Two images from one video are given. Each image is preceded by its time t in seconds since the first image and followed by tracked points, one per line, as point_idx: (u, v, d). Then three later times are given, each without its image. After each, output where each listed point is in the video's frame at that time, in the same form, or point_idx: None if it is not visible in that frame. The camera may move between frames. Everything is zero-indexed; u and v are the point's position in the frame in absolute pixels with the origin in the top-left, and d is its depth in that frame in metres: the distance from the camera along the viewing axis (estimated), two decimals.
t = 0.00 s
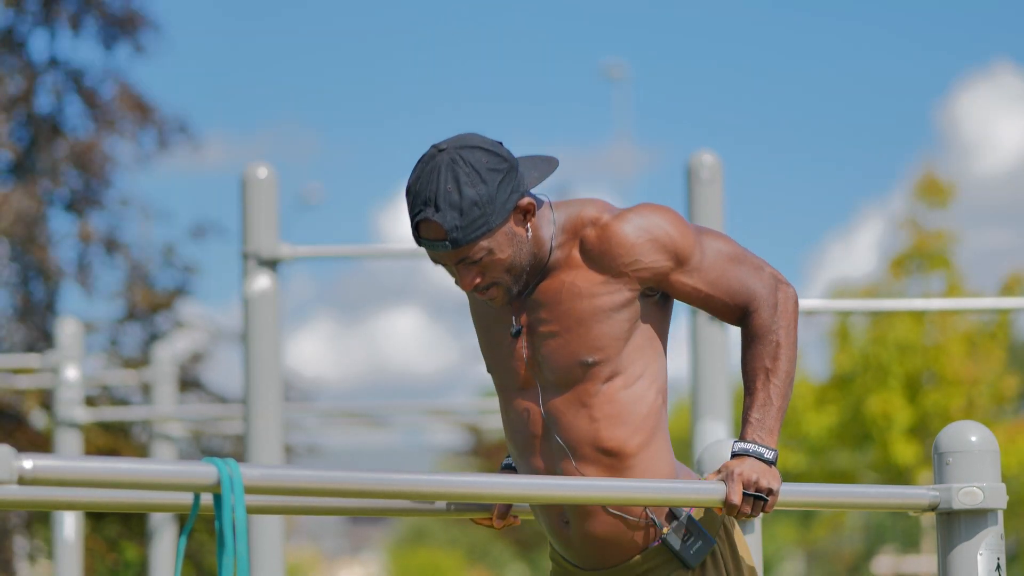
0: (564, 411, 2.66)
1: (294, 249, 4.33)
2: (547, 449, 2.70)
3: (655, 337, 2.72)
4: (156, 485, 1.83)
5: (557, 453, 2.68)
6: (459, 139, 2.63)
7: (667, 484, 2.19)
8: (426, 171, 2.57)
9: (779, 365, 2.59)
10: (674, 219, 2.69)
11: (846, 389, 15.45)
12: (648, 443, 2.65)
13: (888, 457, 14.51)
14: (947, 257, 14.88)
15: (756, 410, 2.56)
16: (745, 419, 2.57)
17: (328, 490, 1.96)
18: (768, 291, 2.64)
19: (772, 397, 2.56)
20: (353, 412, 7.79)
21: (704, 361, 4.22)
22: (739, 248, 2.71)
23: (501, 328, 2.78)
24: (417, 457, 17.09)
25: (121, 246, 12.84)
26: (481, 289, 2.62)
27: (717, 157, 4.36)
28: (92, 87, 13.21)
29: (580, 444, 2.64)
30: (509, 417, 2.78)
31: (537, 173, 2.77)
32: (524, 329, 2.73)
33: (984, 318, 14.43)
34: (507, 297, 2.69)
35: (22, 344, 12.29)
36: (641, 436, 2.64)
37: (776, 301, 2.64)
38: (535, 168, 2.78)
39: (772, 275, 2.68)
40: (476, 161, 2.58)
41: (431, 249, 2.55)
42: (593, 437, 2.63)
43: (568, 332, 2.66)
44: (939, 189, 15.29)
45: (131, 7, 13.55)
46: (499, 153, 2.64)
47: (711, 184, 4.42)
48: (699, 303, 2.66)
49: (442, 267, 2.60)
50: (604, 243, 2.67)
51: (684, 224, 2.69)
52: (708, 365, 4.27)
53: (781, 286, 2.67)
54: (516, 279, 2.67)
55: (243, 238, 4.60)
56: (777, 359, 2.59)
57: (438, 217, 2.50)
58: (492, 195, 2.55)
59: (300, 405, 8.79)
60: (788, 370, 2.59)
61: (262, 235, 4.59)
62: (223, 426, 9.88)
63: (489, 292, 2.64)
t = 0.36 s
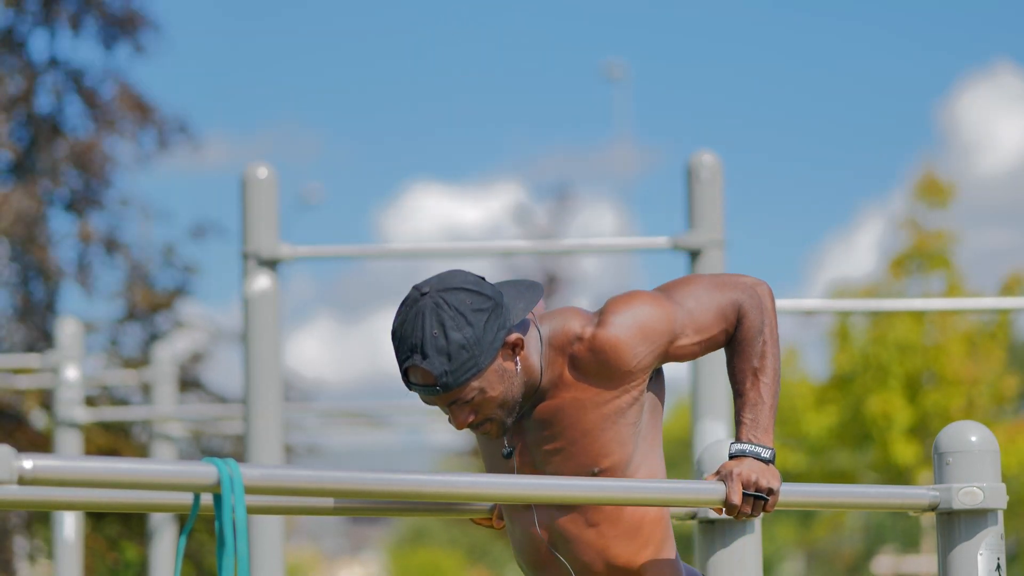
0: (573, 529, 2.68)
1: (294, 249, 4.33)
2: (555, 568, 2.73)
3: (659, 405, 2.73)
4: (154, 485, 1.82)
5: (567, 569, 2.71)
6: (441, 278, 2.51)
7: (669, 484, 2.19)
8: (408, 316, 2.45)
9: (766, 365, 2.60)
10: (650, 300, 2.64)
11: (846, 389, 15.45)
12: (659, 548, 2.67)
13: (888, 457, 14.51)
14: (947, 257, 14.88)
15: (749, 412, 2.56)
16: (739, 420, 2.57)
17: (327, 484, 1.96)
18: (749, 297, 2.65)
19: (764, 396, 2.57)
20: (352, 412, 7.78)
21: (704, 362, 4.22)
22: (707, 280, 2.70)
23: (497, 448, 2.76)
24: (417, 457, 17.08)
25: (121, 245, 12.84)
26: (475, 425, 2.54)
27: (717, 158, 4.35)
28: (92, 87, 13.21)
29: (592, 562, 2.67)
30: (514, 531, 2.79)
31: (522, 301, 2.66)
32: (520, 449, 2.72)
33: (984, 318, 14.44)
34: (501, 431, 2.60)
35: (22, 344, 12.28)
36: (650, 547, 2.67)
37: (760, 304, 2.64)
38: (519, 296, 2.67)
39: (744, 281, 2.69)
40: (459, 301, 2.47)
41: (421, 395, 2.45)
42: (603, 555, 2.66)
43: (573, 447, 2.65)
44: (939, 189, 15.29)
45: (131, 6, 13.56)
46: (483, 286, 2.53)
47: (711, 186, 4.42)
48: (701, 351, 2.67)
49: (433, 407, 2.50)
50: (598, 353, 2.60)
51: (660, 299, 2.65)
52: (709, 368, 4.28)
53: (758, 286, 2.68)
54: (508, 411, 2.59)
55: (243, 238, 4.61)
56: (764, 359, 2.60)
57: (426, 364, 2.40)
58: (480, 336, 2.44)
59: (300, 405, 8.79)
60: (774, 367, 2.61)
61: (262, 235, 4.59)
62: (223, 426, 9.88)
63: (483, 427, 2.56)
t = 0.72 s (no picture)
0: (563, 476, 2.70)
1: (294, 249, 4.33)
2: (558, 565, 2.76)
3: (653, 378, 2.76)
4: (155, 485, 1.82)
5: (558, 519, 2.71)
6: (451, 216, 2.60)
7: (669, 484, 2.19)
8: (416, 251, 2.52)
9: (772, 368, 2.59)
10: (657, 267, 2.67)
11: (846, 389, 15.44)
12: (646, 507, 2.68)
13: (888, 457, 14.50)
14: (946, 257, 14.88)
15: (752, 411, 2.56)
16: (742, 420, 2.57)
17: (327, 485, 1.96)
18: (763, 295, 2.63)
19: (769, 398, 2.56)
20: (352, 412, 7.78)
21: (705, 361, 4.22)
22: (721, 266, 2.70)
23: (497, 395, 2.79)
24: (417, 458, 17.09)
25: (121, 245, 12.84)
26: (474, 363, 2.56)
27: (717, 158, 4.36)
28: (92, 87, 13.20)
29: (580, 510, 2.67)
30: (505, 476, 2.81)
31: (528, 253, 2.72)
32: (519, 400, 2.74)
33: (984, 318, 14.44)
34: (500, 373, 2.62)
35: (22, 344, 12.28)
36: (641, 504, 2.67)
37: (773, 303, 2.63)
38: (525, 247, 2.74)
39: (762, 278, 2.67)
40: (467, 237, 2.54)
41: (423, 324, 2.49)
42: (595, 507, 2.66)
43: (566, 400, 2.67)
44: (939, 189, 15.28)
45: (131, 7, 13.56)
46: (491, 229, 2.60)
47: (712, 185, 4.42)
48: (702, 331, 2.66)
49: (434, 342, 2.55)
50: (595, 308, 2.64)
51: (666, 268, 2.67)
52: (709, 368, 4.28)
53: (774, 287, 2.66)
54: (510, 352, 2.62)
55: (244, 237, 4.61)
56: (772, 360, 2.59)
57: (430, 292, 2.45)
58: (485, 270, 2.50)
59: (301, 404, 8.78)
60: (783, 369, 2.60)
61: (262, 235, 4.59)
62: (223, 425, 9.88)
63: (482, 365, 2.59)
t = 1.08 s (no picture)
0: (552, 285, 2.68)
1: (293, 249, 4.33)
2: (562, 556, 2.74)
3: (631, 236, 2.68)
4: (155, 486, 1.82)
5: (545, 329, 2.68)
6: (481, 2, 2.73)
7: (671, 483, 2.19)
8: (444, 23, 2.65)
9: (751, 363, 2.58)
10: (682, 142, 2.65)
11: (846, 389, 15.45)
12: (632, 325, 2.65)
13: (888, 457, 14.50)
14: (946, 257, 14.88)
15: (740, 410, 2.55)
16: (733, 418, 2.56)
17: (327, 488, 1.96)
18: (732, 273, 2.60)
19: (753, 394, 2.55)
20: (351, 412, 7.78)
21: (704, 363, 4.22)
22: (726, 207, 2.65)
23: (504, 206, 2.82)
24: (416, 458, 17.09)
25: (121, 246, 12.83)
26: (482, 141, 2.62)
27: (717, 158, 4.35)
28: (92, 87, 13.21)
29: (566, 316, 2.64)
30: (500, 293, 2.80)
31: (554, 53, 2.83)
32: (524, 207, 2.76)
33: (984, 319, 14.45)
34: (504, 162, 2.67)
35: (22, 345, 12.28)
36: (625, 318, 2.64)
37: (737, 291, 2.60)
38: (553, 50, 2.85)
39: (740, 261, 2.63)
40: (494, 17, 2.66)
41: (439, 91, 2.59)
42: (578, 311, 2.64)
43: (561, 207, 2.68)
44: (939, 189, 15.28)
45: (130, 7, 13.55)
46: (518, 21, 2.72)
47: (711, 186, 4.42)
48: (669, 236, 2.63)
49: (449, 116, 2.63)
50: (605, 136, 2.68)
51: (688, 151, 2.65)
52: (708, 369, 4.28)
53: (744, 277, 2.62)
54: (518, 144, 2.68)
55: (244, 238, 4.61)
56: (747, 353, 2.58)
57: (452, 56, 2.57)
58: (507, 45, 2.61)
59: (301, 404, 8.78)
60: (760, 366, 2.59)
61: (262, 235, 4.60)
62: (223, 425, 9.88)
63: (486, 146, 2.62)
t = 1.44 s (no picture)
0: (556, 279, 2.69)
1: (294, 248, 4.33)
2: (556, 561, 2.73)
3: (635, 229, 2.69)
4: (154, 486, 1.82)
5: (547, 323, 2.69)
6: None
7: (672, 486, 2.19)
8: (452, 14, 2.65)
9: (747, 362, 2.58)
10: (690, 136, 2.66)
11: (846, 389, 15.46)
12: (634, 322, 2.65)
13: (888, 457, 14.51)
14: (946, 257, 14.88)
15: (738, 409, 2.55)
16: (732, 418, 2.56)
17: (325, 489, 1.96)
18: (728, 272, 2.60)
19: (749, 393, 2.55)
20: (352, 412, 7.78)
21: (703, 360, 4.24)
22: (726, 208, 2.65)
23: (511, 200, 2.83)
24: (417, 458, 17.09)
25: (121, 246, 12.83)
26: (491, 135, 2.63)
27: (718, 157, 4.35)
28: (92, 87, 13.21)
29: (569, 311, 2.65)
30: (503, 287, 2.80)
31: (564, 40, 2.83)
32: (530, 200, 2.77)
33: (984, 318, 14.45)
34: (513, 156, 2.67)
35: (22, 344, 12.29)
36: (627, 315, 2.65)
37: (731, 290, 2.59)
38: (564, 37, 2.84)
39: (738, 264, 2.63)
40: (501, 8, 2.66)
41: (446, 84, 2.59)
42: (581, 307, 2.64)
43: (564, 201, 2.69)
44: (939, 189, 15.28)
45: (130, 7, 13.54)
46: (526, 12, 2.72)
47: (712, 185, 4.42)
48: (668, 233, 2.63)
49: (456, 108, 2.64)
50: (612, 127, 2.69)
51: (695, 147, 2.65)
52: (708, 367, 4.28)
53: (739, 278, 2.62)
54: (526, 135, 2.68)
55: (244, 237, 4.61)
56: (741, 352, 2.58)
57: (459, 49, 2.57)
58: (514, 37, 2.61)
59: (301, 404, 8.78)
60: (758, 366, 2.59)
61: (262, 234, 4.60)
62: (224, 425, 9.88)
63: (496, 141, 2.64)
